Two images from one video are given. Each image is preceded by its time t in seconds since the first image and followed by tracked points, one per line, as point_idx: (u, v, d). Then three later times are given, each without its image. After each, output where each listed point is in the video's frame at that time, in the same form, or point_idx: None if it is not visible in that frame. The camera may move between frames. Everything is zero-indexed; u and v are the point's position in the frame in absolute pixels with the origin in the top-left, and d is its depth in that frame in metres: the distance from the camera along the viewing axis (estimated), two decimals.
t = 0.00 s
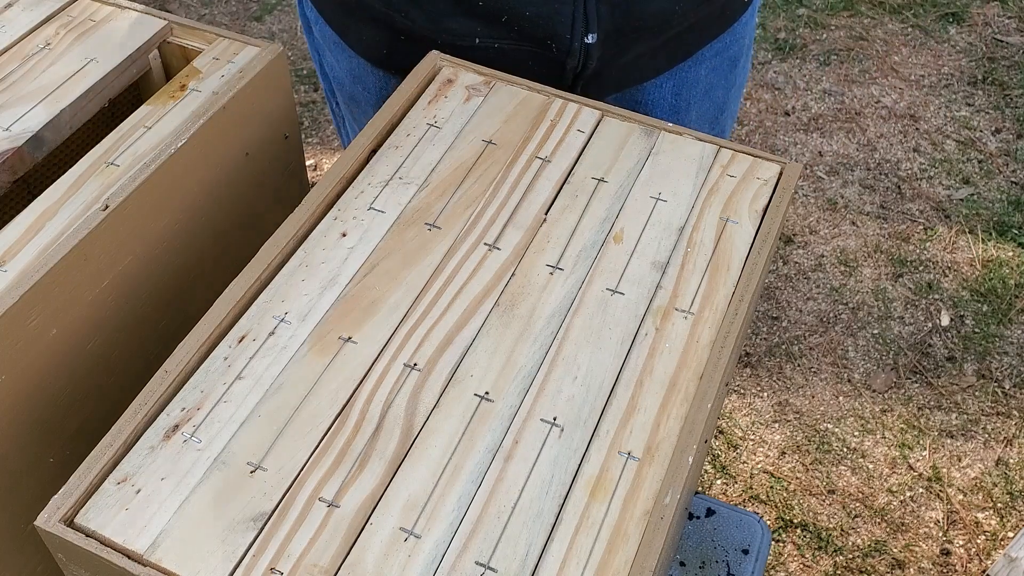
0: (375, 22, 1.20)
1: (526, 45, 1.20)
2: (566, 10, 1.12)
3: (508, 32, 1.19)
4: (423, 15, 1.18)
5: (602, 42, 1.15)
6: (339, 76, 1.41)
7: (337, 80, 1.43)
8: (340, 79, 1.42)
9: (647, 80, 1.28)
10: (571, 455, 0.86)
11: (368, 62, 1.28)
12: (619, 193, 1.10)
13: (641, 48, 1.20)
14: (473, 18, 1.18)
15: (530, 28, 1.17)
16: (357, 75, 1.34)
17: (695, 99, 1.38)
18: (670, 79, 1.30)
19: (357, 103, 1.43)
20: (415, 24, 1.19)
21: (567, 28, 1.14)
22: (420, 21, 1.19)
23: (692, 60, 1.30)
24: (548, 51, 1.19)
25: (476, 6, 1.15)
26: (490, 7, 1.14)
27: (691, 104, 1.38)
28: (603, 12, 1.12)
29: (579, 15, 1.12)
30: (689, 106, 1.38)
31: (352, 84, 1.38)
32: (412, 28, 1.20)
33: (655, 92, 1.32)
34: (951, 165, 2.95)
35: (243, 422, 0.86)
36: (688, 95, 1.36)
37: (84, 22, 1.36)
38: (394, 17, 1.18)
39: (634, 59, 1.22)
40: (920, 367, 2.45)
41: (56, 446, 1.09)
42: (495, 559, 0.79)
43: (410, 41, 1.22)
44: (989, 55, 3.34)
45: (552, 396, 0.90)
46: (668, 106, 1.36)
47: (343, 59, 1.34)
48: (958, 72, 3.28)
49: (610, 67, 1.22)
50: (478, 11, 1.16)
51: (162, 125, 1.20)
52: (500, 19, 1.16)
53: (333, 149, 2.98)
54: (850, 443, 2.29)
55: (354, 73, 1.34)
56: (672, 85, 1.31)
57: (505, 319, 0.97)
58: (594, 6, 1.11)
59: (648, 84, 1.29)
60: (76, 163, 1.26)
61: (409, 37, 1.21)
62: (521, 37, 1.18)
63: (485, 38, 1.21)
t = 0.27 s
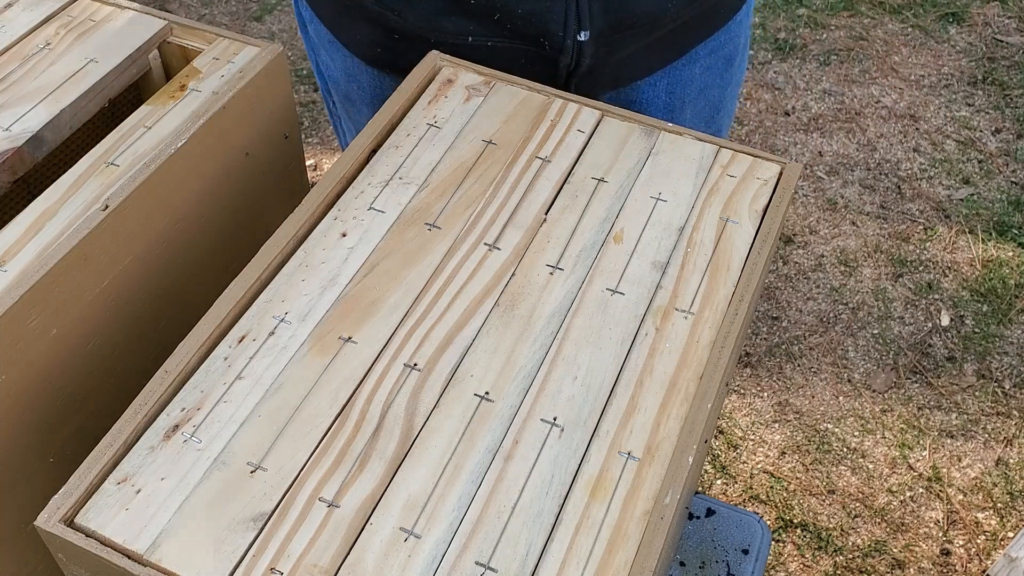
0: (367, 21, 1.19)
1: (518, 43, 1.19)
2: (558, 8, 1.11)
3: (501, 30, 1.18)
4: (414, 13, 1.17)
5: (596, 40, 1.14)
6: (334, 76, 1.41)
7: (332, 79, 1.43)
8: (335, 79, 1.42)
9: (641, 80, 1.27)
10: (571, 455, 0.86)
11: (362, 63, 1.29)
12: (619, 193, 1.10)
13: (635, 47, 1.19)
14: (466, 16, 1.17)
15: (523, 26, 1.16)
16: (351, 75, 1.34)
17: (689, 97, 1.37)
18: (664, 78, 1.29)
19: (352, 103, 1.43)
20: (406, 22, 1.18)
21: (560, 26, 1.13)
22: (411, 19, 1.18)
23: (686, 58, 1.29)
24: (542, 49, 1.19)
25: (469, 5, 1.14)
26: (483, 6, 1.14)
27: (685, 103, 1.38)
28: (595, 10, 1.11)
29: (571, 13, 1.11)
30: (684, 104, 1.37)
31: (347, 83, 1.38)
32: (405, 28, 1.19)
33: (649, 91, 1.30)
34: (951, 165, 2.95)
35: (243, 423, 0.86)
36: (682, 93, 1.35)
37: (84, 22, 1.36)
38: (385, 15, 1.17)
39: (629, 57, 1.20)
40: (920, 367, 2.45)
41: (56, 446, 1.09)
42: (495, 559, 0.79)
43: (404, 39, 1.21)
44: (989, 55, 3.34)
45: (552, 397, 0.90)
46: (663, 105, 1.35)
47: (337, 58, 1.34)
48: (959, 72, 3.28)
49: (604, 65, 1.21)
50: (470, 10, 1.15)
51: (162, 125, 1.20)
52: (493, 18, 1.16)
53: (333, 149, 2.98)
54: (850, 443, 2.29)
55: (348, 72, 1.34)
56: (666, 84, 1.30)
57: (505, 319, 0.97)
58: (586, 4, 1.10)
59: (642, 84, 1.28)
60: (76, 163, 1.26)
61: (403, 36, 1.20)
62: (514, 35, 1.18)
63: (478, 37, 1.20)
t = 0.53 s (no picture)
0: (363, 24, 1.23)
1: (511, 46, 1.24)
2: (551, 13, 1.17)
3: (494, 34, 1.23)
4: (410, 17, 1.21)
5: (587, 44, 1.20)
6: (328, 76, 1.42)
7: (326, 80, 1.44)
8: (329, 80, 1.43)
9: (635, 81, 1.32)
10: (571, 455, 0.86)
11: (356, 64, 1.31)
12: (619, 193, 1.10)
13: (625, 49, 1.25)
14: (460, 19, 1.22)
15: (515, 29, 1.22)
16: (345, 76, 1.36)
17: (684, 99, 1.41)
18: (657, 80, 1.34)
19: (346, 104, 1.44)
20: (402, 26, 1.23)
21: (552, 30, 1.19)
22: (407, 22, 1.22)
23: (680, 61, 1.33)
24: (534, 52, 1.24)
25: (462, 8, 1.20)
26: (475, 9, 1.19)
27: (680, 105, 1.42)
28: (587, 14, 1.17)
29: (563, 17, 1.17)
30: (678, 105, 1.41)
31: (341, 84, 1.39)
32: (399, 31, 1.23)
33: (644, 93, 1.35)
34: (951, 165, 2.95)
35: (243, 423, 0.86)
36: (675, 95, 1.39)
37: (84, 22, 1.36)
38: (379, 19, 1.22)
39: (622, 59, 1.27)
40: (920, 367, 2.45)
41: (56, 446, 1.09)
42: (495, 559, 0.79)
43: (397, 42, 1.25)
44: (989, 55, 3.34)
45: (552, 397, 0.90)
46: (657, 105, 1.39)
47: (331, 59, 1.36)
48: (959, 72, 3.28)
49: (597, 66, 1.26)
50: (464, 12, 1.20)
51: (161, 124, 1.20)
52: (485, 20, 1.21)
53: (333, 149, 2.98)
54: (850, 443, 2.29)
55: (342, 73, 1.36)
56: (659, 85, 1.35)
57: (505, 319, 0.97)
58: (578, 9, 1.16)
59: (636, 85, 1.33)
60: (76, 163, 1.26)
61: (396, 39, 1.25)
62: (506, 38, 1.23)
63: (471, 40, 1.25)
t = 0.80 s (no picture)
0: (360, 25, 1.26)
1: (508, 50, 1.25)
2: (547, 17, 1.18)
3: (491, 38, 1.24)
4: (408, 20, 1.23)
5: (583, 48, 1.21)
6: (327, 75, 1.44)
7: (325, 79, 1.46)
8: (328, 79, 1.44)
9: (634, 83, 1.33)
10: (571, 455, 0.86)
11: (353, 63, 1.33)
12: (619, 193, 1.10)
13: (622, 53, 1.26)
14: (455, 22, 1.22)
15: (511, 34, 1.22)
16: (344, 75, 1.38)
17: (682, 101, 1.42)
18: (656, 82, 1.34)
19: (345, 103, 1.45)
20: (400, 29, 1.24)
21: (548, 34, 1.19)
22: (405, 25, 1.23)
23: (679, 63, 1.34)
24: (530, 56, 1.25)
25: (457, 11, 1.20)
26: (471, 13, 1.20)
27: (679, 107, 1.42)
28: (584, 18, 1.18)
29: (559, 22, 1.18)
30: (677, 108, 1.42)
31: (339, 83, 1.41)
32: (396, 33, 1.24)
33: (641, 95, 1.36)
34: (951, 165, 2.95)
35: (243, 423, 0.86)
36: (675, 97, 1.40)
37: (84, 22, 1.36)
38: (378, 20, 1.24)
39: (619, 62, 1.27)
40: (920, 367, 2.45)
41: (55, 446, 1.09)
42: (495, 559, 0.79)
43: (395, 45, 1.27)
44: (989, 55, 3.34)
45: (552, 396, 0.90)
46: (656, 107, 1.40)
47: (330, 58, 1.38)
48: (959, 72, 3.28)
49: (595, 70, 1.27)
50: (460, 17, 1.21)
51: (162, 124, 1.19)
52: (481, 25, 1.21)
53: (333, 149, 2.99)
54: (850, 443, 2.29)
55: (341, 72, 1.38)
56: (659, 86, 1.35)
57: (505, 319, 0.97)
58: (574, 13, 1.17)
59: (636, 88, 1.34)
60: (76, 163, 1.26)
61: (394, 41, 1.26)
62: (502, 42, 1.24)
63: (468, 43, 1.25)
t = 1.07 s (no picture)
0: (365, 29, 1.26)
1: (515, 52, 1.25)
2: (555, 18, 1.18)
3: (498, 40, 1.24)
4: (415, 23, 1.23)
5: (592, 49, 1.21)
6: (331, 79, 1.43)
7: (329, 82, 1.46)
8: (331, 82, 1.44)
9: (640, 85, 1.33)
10: (571, 456, 0.86)
11: (358, 67, 1.33)
12: (619, 193, 1.10)
13: (628, 55, 1.26)
14: (462, 25, 1.22)
15: (519, 36, 1.22)
16: (347, 78, 1.38)
17: (687, 101, 1.42)
18: (661, 83, 1.35)
19: (348, 106, 1.45)
20: (407, 32, 1.24)
21: (556, 36, 1.20)
22: (412, 28, 1.23)
23: (683, 63, 1.34)
24: (537, 58, 1.25)
25: (465, 15, 1.20)
26: (478, 16, 1.20)
27: (684, 107, 1.42)
28: (591, 20, 1.19)
29: (567, 24, 1.18)
30: (682, 108, 1.42)
31: (343, 87, 1.41)
32: (402, 36, 1.24)
33: (647, 96, 1.36)
34: (951, 165, 2.95)
35: (243, 423, 0.86)
36: (679, 97, 1.40)
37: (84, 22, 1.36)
38: (383, 24, 1.23)
39: (625, 64, 1.27)
40: (920, 367, 2.45)
41: (55, 446, 1.09)
42: (495, 559, 0.79)
43: (401, 48, 1.27)
44: (989, 55, 3.34)
45: (552, 397, 0.90)
46: (661, 108, 1.40)
47: (334, 62, 1.38)
48: (958, 72, 3.28)
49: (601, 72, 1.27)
50: (467, 19, 1.21)
51: (162, 124, 1.19)
52: (489, 27, 1.21)
53: (333, 149, 2.99)
54: (850, 443, 2.29)
55: (345, 76, 1.38)
56: (664, 87, 1.36)
57: (505, 319, 0.97)
58: (582, 15, 1.17)
59: (641, 89, 1.34)
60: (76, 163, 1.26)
61: (399, 44, 1.26)
62: (510, 44, 1.24)
63: (474, 46, 1.25)
